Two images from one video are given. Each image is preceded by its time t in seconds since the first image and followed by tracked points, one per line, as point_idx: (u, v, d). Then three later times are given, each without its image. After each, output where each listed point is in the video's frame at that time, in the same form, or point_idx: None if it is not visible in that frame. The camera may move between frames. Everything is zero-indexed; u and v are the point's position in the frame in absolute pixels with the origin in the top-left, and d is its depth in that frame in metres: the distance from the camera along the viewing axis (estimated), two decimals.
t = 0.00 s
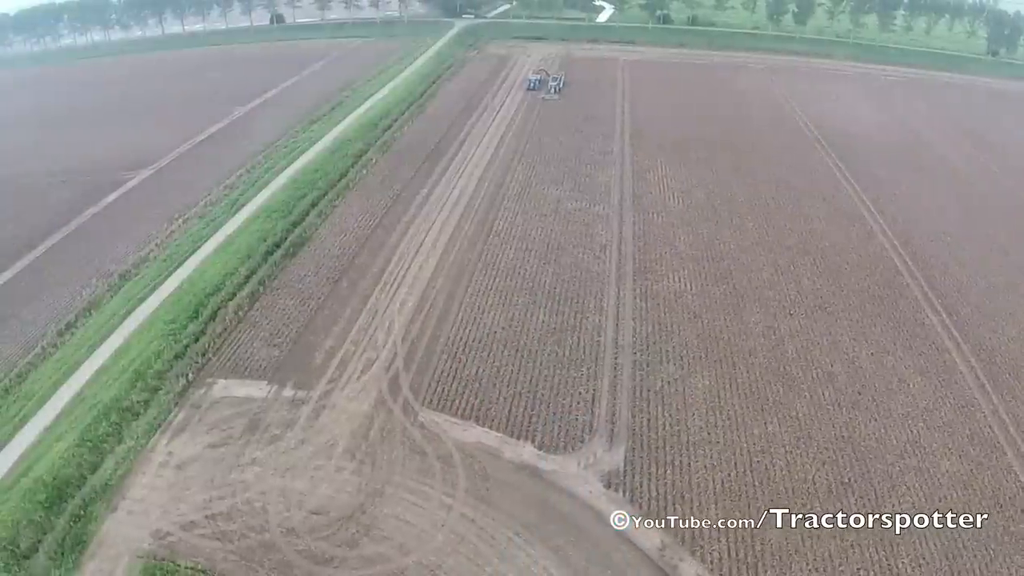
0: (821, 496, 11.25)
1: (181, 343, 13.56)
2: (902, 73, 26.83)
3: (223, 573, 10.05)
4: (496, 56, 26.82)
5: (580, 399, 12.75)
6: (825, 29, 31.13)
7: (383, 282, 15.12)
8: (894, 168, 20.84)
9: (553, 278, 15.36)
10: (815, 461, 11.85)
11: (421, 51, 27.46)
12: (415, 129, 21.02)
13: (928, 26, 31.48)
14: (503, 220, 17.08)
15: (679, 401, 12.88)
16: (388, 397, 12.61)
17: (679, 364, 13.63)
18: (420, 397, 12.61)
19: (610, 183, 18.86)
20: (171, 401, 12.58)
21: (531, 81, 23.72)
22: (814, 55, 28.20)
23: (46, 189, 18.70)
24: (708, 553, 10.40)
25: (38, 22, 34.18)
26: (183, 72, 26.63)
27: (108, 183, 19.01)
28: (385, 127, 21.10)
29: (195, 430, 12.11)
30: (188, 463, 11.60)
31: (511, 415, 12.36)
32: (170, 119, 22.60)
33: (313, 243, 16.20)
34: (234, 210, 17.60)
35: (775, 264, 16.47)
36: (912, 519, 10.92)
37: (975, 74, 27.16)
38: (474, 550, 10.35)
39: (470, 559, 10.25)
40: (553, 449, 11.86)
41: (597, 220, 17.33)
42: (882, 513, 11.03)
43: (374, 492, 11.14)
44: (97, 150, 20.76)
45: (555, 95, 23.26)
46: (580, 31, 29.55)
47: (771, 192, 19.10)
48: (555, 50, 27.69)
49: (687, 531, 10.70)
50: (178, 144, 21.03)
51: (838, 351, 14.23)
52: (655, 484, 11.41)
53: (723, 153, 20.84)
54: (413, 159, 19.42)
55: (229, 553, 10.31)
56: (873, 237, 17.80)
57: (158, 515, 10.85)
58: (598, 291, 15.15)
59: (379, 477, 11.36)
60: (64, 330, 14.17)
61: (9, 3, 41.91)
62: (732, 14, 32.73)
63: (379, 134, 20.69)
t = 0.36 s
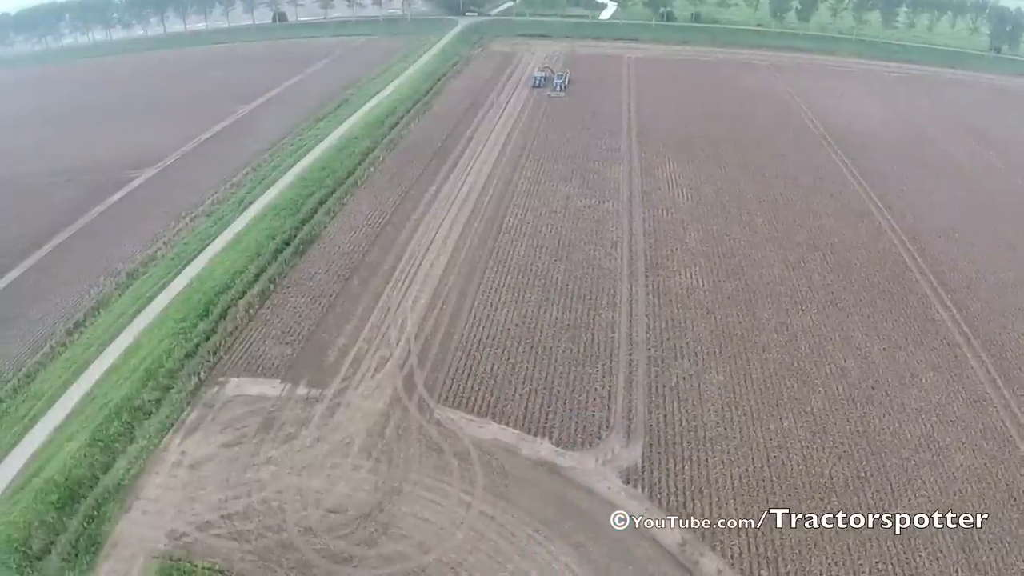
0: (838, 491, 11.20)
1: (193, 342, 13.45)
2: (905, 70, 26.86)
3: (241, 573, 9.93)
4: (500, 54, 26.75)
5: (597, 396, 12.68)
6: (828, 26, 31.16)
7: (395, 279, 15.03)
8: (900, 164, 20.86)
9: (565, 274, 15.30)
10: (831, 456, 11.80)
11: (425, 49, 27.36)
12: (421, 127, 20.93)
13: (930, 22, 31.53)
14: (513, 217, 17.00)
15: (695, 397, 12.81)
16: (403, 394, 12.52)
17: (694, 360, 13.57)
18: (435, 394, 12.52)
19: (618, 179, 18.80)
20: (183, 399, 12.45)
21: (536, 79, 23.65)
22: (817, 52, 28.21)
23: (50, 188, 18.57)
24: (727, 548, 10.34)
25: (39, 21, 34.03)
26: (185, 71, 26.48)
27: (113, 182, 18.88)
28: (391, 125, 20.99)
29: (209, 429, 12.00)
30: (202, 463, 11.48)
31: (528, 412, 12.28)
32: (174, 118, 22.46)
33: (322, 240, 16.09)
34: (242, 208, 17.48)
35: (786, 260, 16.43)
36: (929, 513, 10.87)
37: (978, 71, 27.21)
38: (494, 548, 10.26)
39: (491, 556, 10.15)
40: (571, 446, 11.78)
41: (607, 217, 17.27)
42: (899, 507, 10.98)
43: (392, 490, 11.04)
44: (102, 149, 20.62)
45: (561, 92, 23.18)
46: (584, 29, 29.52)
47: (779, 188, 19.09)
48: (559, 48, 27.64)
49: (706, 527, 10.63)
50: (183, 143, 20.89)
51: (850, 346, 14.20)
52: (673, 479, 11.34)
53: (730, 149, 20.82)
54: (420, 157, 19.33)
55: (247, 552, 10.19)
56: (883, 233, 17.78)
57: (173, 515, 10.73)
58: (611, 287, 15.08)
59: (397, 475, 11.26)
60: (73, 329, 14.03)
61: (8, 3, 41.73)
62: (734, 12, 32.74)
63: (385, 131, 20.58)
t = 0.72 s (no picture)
0: (854, 488, 11.14)
1: (203, 339, 13.33)
2: (908, 69, 26.87)
3: (257, 573, 9.79)
4: (504, 52, 26.67)
5: (612, 393, 12.61)
6: (831, 25, 31.19)
7: (406, 276, 14.93)
8: (906, 162, 20.87)
9: (577, 272, 15.23)
10: (846, 453, 11.74)
11: (429, 47, 27.25)
12: (428, 125, 20.82)
13: (933, 22, 31.59)
14: (523, 215, 16.92)
15: (710, 394, 12.74)
16: (417, 392, 12.42)
17: (708, 358, 13.50)
18: (450, 392, 12.42)
19: (627, 177, 18.74)
20: (194, 397, 12.31)
21: (542, 77, 23.58)
22: (821, 51, 28.22)
23: (54, 185, 18.40)
24: (746, 545, 10.27)
25: (40, 19, 33.87)
26: (187, 69, 26.31)
27: (117, 179, 18.71)
28: (398, 122, 20.87)
29: (221, 427, 11.86)
30: (215, 461, 11.34)
31: (544, 410, 12.20)
32: (178, 116, 22.30)
33: (332, 238, 15.97)
34: (249, 206, 17.35)
35: (797, 259, 16.39)
36: (946, 511, 10.81)
37: (980, 71, 27.26)
38: (514, 546, 10.16)
39: (510, 555, 10.05)
40: (588, 443, 11.70)
41: (617, 214, 17.21)
42: (914, 503, 10.93)
43: (409, 488, 10.93)
44: (105, 147, 20.45)
45: (567, 90, 23.10)
46: (587, 27, 29.49)
47: (788, 186, 19.08)
48: (564, 46, 27.59)
49: (724, 524, 10.56)
50: (187, 141, 20.73)
51: (862, 344, 14.15)
52: (690, 476, 11.26)
53: (737, 148, 20.77)
54: (428, 154, 19.22)
55: (263, 552, 10.06)
56: (891, 232, 17.75)
57: (186, 514, 10.58)
58: (622, 285, 15.02)
59: (413, 473, 11.15)
60: (80, 327, 13.86)
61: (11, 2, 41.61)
62: (737, 11, 32.76)
63: (392, 129, 20.46)
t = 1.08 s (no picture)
0: (869, 486, 11.09)
1: (213, 338, 13.21)
2: (911, 70, 26.92)
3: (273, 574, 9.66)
4: (508, 51, 26.61)
5: (627, 392, 12.54)
6: (833, 25, 31.25)
7: (416, 275, 14.82)
8: (911, 162, 20.89)
9: (588, 271, 15.17)
10: (861, 451, 11.68)
11: (432, 46, 27.16)
12: (434, 123, 20.73)
13: (935, 22, 31.67)
14: (532, 214, 16.84)
15: (724, 393, 12.68)
16: (431, 390, 12.32)
17: (721, 357, 13.44)
18: (464, 390, 12.33)
19: (635, 176, 18.69)
20: (204, 397, 12.17)
21: (547, 76, 23.52)
22: (824, 50, 28.27)
23: (58, 183, 18.22)
24: (764, 543, 10.20)
25: (40, 18, 33.73)
26: (189, 67, 26.17)
27: (121, 177, 18.55)
28: (404, 121, 20.78)
29: (233, 427, 11.72)
30: (228, 461, 11.20)
31: (559, 409, 12.12)
32: (181, 114, 22.15)
33: (340, 237, 15.86)
34: (256, 204, 17.22)
35: (807, 258, 16.37)
36: (963, 508, 10.77)
37: (983, 71, 27.32)
38: (532, 545, 10.06)
39: (529, 554, 9.95)
40: (604, 442, 11.62)
41: (626, 213, 17.15)
42: (929, 501, 10.88)
43: (425, 488, 10.82)
44: (109, 145, 20.28)
45: (572, 89, 23.04)
46: (591, 27, 29.45)
47: (795, 186, 19.07)
48: (567, 46, 27.56)
49: (742, 522, 10.49)
50: (191, 139, 20.58)
51: (873, 343, 14.11)
52: (707, 475, 11.19)
53: (744, 147, 20.76)
54: (435, 153, 19.12)
55: (279, 552, 9.93)
56: (899, 231, 17.74)
57: (199, 515, 10.43)
58: (634, 283, 14.96)
59: (429, 472, 11.05)
60: (87, 326, 13.69)
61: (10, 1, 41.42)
62: (740, 11, 32.78)
63: (398, 128, 20.36)
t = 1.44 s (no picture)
0: (882, 483, 11.03)
1: (220, 337, 13.07)
2: (911, 69, 26.97)
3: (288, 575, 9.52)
4: (510, 50, 26.55)
5: (639, 390, 12.47)
6: (834, 25, 31.29)
7: (425, 274, 14.71)
8: (915, 160, 20.91)
9: (597, 270, 15.11)
10: (873, 449, 11.63)
11: (434, 46, 27.07)
12: (438, 122, 20.64)
13: (934, 22, 31.75)
14: (539, 213, 16.76)
15: (736, 391, 12.61)
16: (443, 390, 12.21)
17: (732, 355, 13.37)
18: (476, 389, 12.23)
19: (641, 175, 18.64)
20: (213, 397, 12.03)
21: (550, 75, 23.46)
22: (824, 50, 28.32)
23: (59, 182, 18.04)
24: (779, 541, 10.13)
25: (38, 18, 33.49)
26: (190, 66, 26.01)
27: (123, 177, 18.37)
28: (407, 120, 20.68)
29: (243, 427, 11.58)
30: (238, 462, 11.06)
31: (572, 407, 12.04)
32: (182, 113, 21.99)
33: (347, 236, 15.74)
34: (260, 203, 17.07)
35: (815, 256, 16.34)
36: (974, 505, 10.74)
37: (983, 70, 27.39)
38: (549, 545, 9.96)
39: (546, 554, 9.85)
40: (618, 441, 11.54)
41: (633, 212, 17.09)
42: (942, 498, 10.83)
43: (439, 488, 10.71)
44: (110, 144, 20.11)
45: (575, 89, 22.99)
46: (592, 26, 29.42)
47: (801, 184, 19.06)
48: (569, 45, 27.51)
49: (757, 520, 10.41)
50: (193, 139, 20.42)
51: (882, 340, 14.07)
52: (721, 473, 11.11)
53: (749, 146, 20.74)
54: (439, 152, 19.02)
55: (292, 554, 9.79)
56: (905, 229, 17.74)
57: (210, 517, 10.29)
58: (643, 282, 14.90)
59: (443, 472, 10.94)
60: (92, 326, 13.53)
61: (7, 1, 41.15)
62: (740, 11, 32.82)
63: (401, 127, 20.25)
